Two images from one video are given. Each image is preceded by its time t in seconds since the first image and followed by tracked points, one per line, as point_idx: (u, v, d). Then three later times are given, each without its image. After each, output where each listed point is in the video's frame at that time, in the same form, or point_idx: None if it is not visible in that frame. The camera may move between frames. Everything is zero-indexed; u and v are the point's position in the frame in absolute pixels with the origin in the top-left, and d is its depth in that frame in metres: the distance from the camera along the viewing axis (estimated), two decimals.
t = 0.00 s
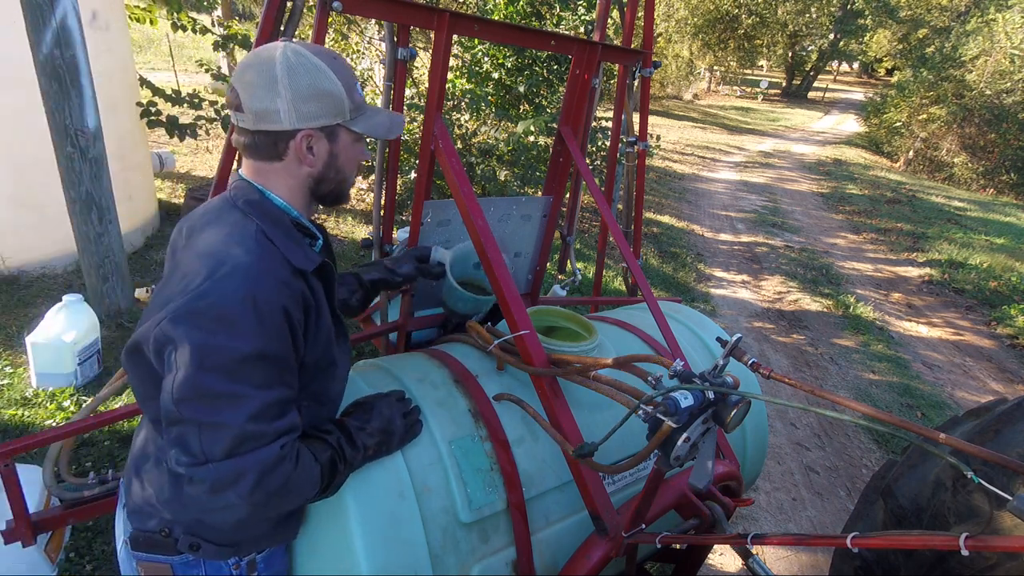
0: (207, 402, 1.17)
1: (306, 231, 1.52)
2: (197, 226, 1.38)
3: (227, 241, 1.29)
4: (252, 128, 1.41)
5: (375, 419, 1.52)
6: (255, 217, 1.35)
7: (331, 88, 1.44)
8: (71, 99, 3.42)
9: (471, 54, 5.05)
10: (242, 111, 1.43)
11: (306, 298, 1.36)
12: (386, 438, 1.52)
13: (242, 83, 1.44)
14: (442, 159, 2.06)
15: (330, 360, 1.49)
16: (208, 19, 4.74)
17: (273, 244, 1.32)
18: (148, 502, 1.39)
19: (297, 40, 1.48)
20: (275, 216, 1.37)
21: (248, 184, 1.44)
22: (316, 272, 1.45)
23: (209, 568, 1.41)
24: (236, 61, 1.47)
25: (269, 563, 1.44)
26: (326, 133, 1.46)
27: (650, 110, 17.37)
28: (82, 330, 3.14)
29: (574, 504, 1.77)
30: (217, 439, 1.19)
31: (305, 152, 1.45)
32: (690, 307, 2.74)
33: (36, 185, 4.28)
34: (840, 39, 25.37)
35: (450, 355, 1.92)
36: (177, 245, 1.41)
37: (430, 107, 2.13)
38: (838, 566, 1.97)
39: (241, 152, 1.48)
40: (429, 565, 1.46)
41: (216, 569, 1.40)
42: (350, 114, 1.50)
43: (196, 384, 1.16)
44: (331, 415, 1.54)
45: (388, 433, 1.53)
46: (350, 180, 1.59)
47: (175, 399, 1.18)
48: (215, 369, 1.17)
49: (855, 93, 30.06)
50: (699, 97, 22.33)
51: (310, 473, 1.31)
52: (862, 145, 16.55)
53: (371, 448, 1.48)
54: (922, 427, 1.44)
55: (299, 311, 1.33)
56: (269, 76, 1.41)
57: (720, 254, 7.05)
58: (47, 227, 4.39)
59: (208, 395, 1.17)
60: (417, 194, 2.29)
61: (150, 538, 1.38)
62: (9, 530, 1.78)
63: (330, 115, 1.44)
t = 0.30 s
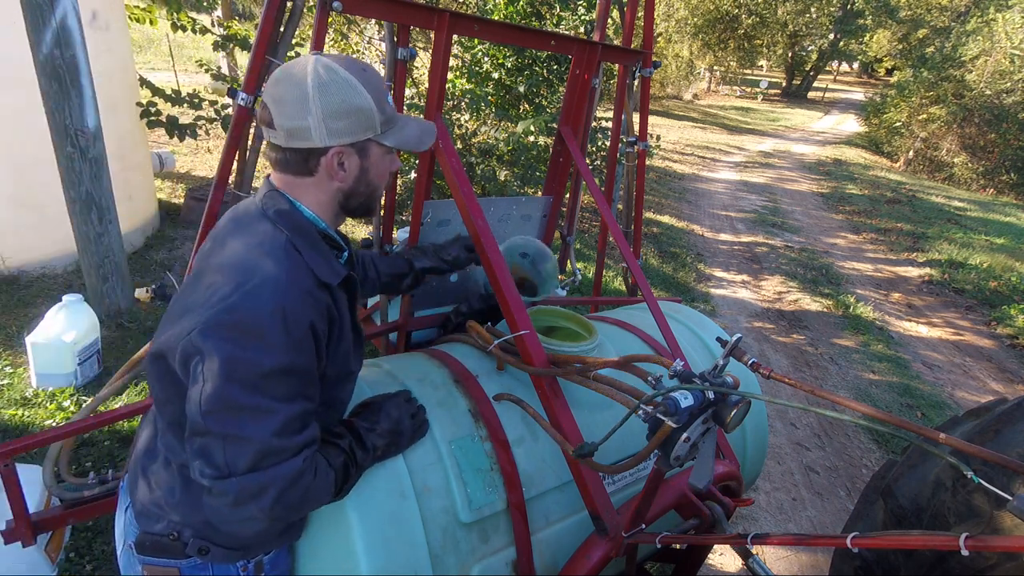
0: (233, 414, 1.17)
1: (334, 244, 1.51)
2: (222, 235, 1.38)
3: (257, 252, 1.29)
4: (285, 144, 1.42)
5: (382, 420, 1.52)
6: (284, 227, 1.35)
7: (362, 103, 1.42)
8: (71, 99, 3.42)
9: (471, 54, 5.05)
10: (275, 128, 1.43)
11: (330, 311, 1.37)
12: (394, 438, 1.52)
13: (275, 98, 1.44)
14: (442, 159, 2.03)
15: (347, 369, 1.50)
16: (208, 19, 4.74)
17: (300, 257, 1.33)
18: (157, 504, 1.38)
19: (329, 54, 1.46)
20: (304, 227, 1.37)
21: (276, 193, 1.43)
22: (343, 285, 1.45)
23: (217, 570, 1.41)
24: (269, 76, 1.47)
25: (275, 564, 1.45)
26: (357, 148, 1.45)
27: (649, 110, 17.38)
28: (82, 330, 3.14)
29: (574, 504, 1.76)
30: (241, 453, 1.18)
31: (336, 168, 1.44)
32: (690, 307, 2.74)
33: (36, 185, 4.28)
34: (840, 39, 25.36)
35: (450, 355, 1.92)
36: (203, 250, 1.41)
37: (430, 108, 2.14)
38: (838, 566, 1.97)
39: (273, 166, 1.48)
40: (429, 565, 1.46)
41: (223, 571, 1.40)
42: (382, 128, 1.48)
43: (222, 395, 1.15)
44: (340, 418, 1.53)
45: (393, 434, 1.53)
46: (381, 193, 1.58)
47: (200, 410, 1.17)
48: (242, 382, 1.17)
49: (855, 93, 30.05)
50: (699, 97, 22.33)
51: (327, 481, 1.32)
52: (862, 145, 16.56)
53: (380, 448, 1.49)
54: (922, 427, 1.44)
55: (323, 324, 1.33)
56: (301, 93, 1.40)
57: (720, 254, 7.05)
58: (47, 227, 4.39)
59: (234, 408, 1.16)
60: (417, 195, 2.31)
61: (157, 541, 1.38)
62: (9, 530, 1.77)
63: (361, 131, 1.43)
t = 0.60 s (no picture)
0: (243, 432, 1.17)
1: (351, 256, 1.52)
2: (238, 245, 1.38)
3: (272, 266, 1.30)
4: (308, 162, 1.41)
5: (385, 421, 1.52)
6: (300, 241, 1.35)
7: (387, 122, 1.40)
8: (71, 99, 3.42)
9: (471, 54, 5.05)
10: (297, 144, 1.42)
11: (342, 327, 1.37)
12: (396, 439, 1.53)
13: (298, 114, 1.42)
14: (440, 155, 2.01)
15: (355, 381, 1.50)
16: (208, 19, 4.73)
17: (314, 272, 1.33)
18: (159, 506, 1.39)
19: (353, 69, 1.44)
20: (319, 241, 1.38)
21: (298, 207, 1.43)
22: (358, 299, 1.45)
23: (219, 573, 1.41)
24: (292, 90, 1.45)
25: (275, 566, 1.45)
26: (379, 166, 1.43)
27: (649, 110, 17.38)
28: (82, 330, 3.14)
29: (574, 504, 1.76)
30: (250, 470, 1.18)
31: (358, 185, 1.43)
32: (690, 307, 2.74)
33: (36, 185, 4.28)
34: (840, 39, 25.35)
35: (450, 355, 1.92)
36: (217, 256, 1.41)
37: (430, 108, 2.14)
38: (838, 566, 1.97)
39: (294, 180, 1.48)
40: (429, 565, 1.46)
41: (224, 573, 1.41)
42: (405, 145, 1.46)
43: (233, 412, 1.15)
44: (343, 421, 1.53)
45: (395, 435, 1.53)
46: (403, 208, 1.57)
47: (209, 426, 1.17)
48: (253, 399, 1.17)
49: (855, 93, 30.05)
50: (699, 98, 22.32)
51: (330, 491, 1.32)
52: (862, 145, 16.56)
53: (383, 450, 1.49)
54: (922, 427, 1.44)
55: (335, 340, 1.34)
56: (324, 110, 1.38)
57: (720, 254, 7.05)
58: (47, 227, 4.39)
59: (243, 425, 1.16)
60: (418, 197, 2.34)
61: (159, 543, 1.38)
62: (8, 530, 1.77)
63: (385, 149, 1.41)
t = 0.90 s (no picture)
0: (248, 437, 1.17)
1: (356, 262, 1.52)
2: (244, 249, 1.37)
3: (277, 271, 1.30)
4: (314, 169, 1.41)
5: (388, 421, 1.52)
6: (306, 246, 1.35)
7: (394, 132, 1.40)
8: (71, 99, 3.42)
9: (471, 54, 5.04)
10: (304, 151, 1.42)
11: (347, 333, 1.37)
12: (398, 440, 1.52)
13: (305, 120, 1.42)
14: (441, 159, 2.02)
15: (357, 385, 1.50)
16: (208, 19, 4.73)
17: (320, 278, 1.32)
18: (159, 505, 1.39)
19: (363, 76, 1.43)
20: (325, 247, 1.37)
21: (304, 212, 1.43)
22: (363, 305, 1.45)
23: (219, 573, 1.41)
24: (301, 95, 1.45)
25: (275, 566, 1.45)
26: (385, 176, 1.43)
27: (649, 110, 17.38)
28: (82, 330, 3.14)
29: (574, 504, 1.76)
30: (254, 475, 1.18)
31: (363, 195, 1.43)
32: (690, 307, 2.74)
33: (37, 185, 4.28)
34: (840, 39, 25.34)
35: (450, 355, 1.92)
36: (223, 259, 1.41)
37: (430, 108, 2.14)
38: (838, 566, 1.97)
39: (300, 185, 1.48)
40: (429, 565, 1.46)
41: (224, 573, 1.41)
42: (413, 154, 1.45)
43: (238, 417, 1.15)
44: (345, 424, 1.53)
45: (398, 435, 1.53)
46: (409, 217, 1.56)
47: (214, 430, 1.17)
48: (258, 405, 1.17)
49: (855, 93, 30.05)
50: (699, 98, 22.32)
51: (333, 494, 1.32)
52: (862, 145, 16.56)
53: (385, 451, 1.48)
54: (922, 426, 1.44)
55: (340, 346, 1.33)
56: (332, 118, 1.38)
57: (720, 254, 7.05)
58: (47, 227, 4.39)
59: (248, 431, 1.17)
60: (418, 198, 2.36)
61: (159, 542, 1.38)
62: (9, 530, 1.78)
63: (392, 158, 1.41)
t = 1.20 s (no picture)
0: (246, 436, 1.17)
1: (354, 261, 1.52)
2: (244, 249, 1.38)
3: (277, 270, 1.30)
4: (309, 168, 1.41)
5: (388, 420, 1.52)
6: (305, 246, 1.35)
7: (388, 130, 1.39)
8: (71, 99, 3.42)
9: (471, 54, 5.04)
10: (298, 150, 1.42)
11: (346, 332, 1.37)
12: (398, 440, 1.52)
13: (299, 118, 1.42)
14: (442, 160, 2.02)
15: (356, 385, 1.50)
16: (208, 19, 4.73)
17: (319, 278, 1.32)
18: (158, 504, 1.39)
19: (356, 74, 1.43)
20: (325, 247, 1.37)
21: (302, 211, 1.43)
22: (362, 304, 1.45)
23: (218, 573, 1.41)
24: (296, 93, 1.45)
25: (275, 566, 1.45)
26: (380, 174, 1.43)
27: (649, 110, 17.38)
28: (82, 330, 3.14)
29: (574, 504, 1.76)
30: (252, 474, 1.18)
31: (358, 193, 1.43)
32: (690, 307, 2.73)
33: (36, 185, 4.28)
34: (840, 39, 25.34)
35: (450, 355, 1.92)
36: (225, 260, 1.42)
37: (430, 108, 2.14)
38: (838, 566, 1.97)
39: (296, 185, 1.48)
40: (429, 565, 1.46)
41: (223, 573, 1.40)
42: (407, 152, 1.45)
43: (235, 416, 1.15)
44: (344, 424, 1.53)
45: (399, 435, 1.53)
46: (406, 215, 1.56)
47: (211, 429, 1.17)
48: (255, 404, 1.17)
49: (855, 93, 30.06)
50: (699, 98, 22.32)
51: (332, 494, 1.32)
52: (862, 145, 16.56)
53: (385, 451, 1.48)
54: (922, 426, 1.44)
55: (339, 345, 1.34)
56: (326, 117, 1.38)
57: (720, 254, 7.05)
58: (47, 227, 4.39)
59: (246, 429, 1.16)
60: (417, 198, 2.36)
61: (158, 542, 1.38)
62: (9, 530, 1.78)
63: (386, 157, 1.41)
